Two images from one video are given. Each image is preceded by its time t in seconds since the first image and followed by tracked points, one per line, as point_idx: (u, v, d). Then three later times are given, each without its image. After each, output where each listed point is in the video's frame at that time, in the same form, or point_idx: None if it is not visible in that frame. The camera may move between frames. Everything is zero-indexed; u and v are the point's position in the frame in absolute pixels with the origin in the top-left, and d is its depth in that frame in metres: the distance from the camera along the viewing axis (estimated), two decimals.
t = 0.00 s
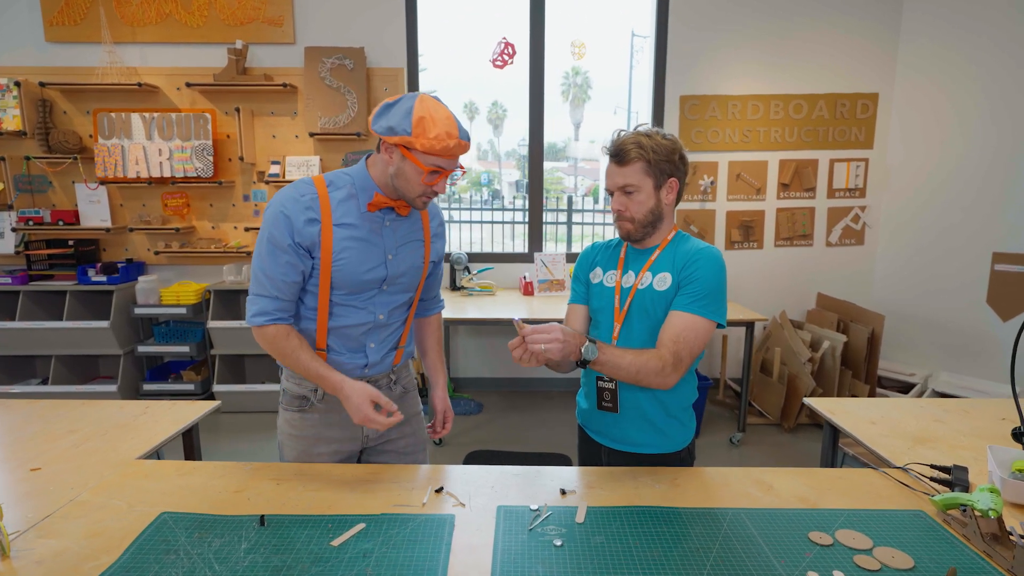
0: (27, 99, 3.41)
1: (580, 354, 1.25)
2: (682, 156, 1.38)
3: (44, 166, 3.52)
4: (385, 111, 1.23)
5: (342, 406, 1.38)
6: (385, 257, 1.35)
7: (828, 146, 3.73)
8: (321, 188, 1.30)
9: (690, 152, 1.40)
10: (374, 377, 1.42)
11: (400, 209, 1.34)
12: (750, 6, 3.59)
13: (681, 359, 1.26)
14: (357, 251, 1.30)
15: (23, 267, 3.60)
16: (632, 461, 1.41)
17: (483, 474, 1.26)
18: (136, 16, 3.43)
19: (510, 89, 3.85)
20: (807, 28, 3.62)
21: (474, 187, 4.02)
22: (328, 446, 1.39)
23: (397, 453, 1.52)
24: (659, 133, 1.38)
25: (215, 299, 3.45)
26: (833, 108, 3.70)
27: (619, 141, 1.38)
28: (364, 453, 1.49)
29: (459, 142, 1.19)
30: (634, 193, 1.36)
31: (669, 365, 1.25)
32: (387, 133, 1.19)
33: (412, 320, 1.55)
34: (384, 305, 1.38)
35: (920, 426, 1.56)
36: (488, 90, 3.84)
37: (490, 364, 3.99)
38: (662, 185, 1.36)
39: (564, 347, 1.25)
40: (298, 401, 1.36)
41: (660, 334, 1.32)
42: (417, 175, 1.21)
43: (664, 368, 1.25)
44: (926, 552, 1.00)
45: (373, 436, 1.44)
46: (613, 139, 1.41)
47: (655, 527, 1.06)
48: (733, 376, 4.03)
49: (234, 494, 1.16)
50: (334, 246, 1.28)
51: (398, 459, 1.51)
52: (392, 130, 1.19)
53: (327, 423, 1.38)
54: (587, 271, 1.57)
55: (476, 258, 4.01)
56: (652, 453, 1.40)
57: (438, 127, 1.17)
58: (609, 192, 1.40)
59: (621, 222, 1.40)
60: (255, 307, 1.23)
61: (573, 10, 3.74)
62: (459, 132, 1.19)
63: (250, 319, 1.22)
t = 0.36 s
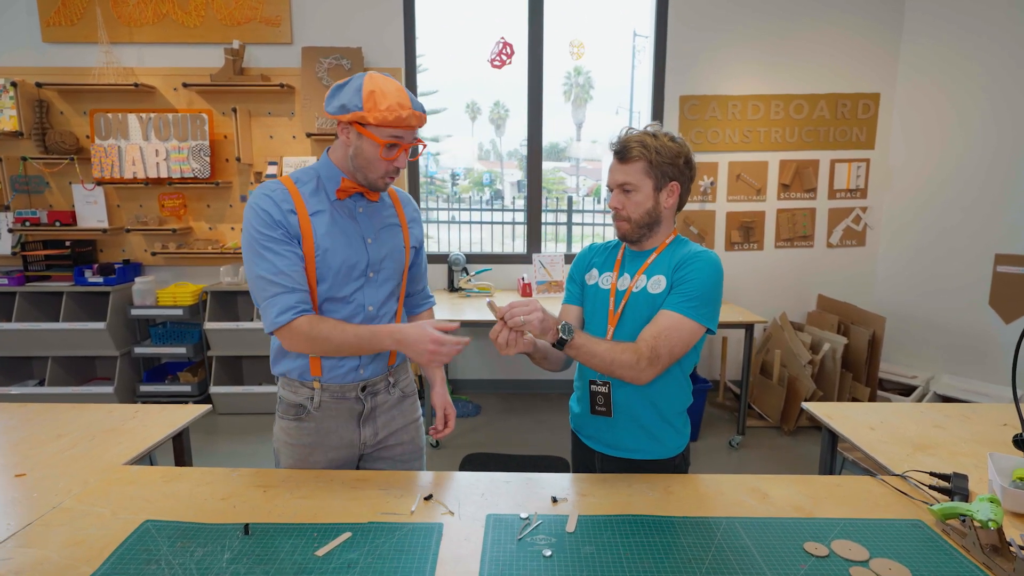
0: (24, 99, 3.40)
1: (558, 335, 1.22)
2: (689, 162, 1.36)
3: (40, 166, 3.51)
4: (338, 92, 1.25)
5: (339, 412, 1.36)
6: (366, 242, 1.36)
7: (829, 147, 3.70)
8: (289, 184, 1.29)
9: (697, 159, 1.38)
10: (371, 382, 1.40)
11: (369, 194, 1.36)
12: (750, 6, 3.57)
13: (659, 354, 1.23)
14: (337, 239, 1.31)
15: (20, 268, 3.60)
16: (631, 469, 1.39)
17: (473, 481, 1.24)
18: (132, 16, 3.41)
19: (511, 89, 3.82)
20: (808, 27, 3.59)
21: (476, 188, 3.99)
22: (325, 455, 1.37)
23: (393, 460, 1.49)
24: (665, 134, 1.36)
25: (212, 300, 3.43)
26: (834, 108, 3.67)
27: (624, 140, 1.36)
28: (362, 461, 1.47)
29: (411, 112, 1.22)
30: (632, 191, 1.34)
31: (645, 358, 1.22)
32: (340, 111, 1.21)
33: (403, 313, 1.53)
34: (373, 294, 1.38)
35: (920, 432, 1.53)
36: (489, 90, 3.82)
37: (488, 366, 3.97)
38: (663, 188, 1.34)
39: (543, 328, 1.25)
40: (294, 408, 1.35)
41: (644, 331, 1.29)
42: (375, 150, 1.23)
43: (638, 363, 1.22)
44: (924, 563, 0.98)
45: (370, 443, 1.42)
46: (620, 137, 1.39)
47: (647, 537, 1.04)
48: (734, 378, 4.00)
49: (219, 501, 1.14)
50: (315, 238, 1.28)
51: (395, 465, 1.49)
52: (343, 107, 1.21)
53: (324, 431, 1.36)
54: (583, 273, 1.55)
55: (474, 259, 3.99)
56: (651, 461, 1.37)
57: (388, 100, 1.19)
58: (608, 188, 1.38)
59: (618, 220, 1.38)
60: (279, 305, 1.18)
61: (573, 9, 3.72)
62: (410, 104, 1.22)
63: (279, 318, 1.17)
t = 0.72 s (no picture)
0: (28, 101, 3.41)
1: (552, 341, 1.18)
2: (692, 164, 1.34)
3: (45, 167, 3.52)
4: (332, 94, 1.24)
5: (338, 417, 1.35)
6: (365, 245, 1.35)
7: (835, 147, 3.67)
8: (286, 187, 1.28)
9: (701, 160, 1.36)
10: (371, 386, 1.38)
11: (366, 197, 1.35)
12: (754, 5, 3.53)
13: (657, 359, 1.21)
14: (338, 242, 1.30)
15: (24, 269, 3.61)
16: (632, 476, 1.37)
17: (469, 488, 1.23)
18: (136, 17, 3.42)
19: (514, 89, 3.80)
20: (813, 27, 3.55)
21: (482, 188, 3.99)
22: (324, 461, 1.35)
23: (392, 464, 1.48)
24: (669, 136, 1.34)
25: (214, 301, 3.43)
26: (839, 108, 3.63)
27: (628, 142, 1.34)
28: (361, 466, 1.45)
29: (407, 114, 1.21)
30: (638, 194, 1.31)
31: (644, 365, 1.19)
32: (336, 114, 1.20)
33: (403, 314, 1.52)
34: (375, 296, 1.37)
35: (926, 439, 1.50)
36: (494, 91, 3.81)
37: (491, 368, 3.95)
38: (669, 191, 1.32)
39: (535, 329, 1.20)
40: (293, 414, 1.33)
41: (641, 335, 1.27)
42: (371, 152, 1.21)
43: (637, 368, 1.18)
44: None
45: (370, 448, 1.41)
46: (623, 139, 1.36)
47: (644, 547, 1.02)
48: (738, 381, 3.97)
49: (213, 507, 1.13)
50: (318, 241, 1.27)
51: (394, 470, 1.47)
52: (338, 110, 1.20)
53: (323, 437, 1.35)
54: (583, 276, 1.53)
55: (477, 260, 3.96)
56: (653, 468, 1.35)
57: (384, 101, 1.18)
58: (613, 191, 1.35)
59: (623, 224, 1.35)
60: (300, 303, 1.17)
61: (575, 9, 3.70)
62: (406, 105, 1.20)
63: (304, 314, 1.16)
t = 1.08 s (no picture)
0: (40, 102, 3.44)
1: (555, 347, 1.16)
2: (702, 163, 1.31)
3: (56, 168, 3.55)
4: (337, 95, 1.22)
5: (342, 420, 1.34)
6: (370, 248, 1.34)
7: (847, 148, 3.61)
8: (292, 189, 1.27)
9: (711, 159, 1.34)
10: (376, 388, 1.37)
11: (372, 198, 1.34)
12: (764, 4, 3.49)
13: (665, 363, 1.18)
14: (342, 245, 1.29)
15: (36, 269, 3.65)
16: (640, 482, 1.34)
17: (473, 492, 1.21)
18: (147, 19, 3.44)
19: (523, 89, 3.79)
20: (826, 25, 3.50)
21: (491, 188, 3.97)
22: (330, 464, 1.34)
23: (398, 467, 1.46)
24: (678, 135, 1.32)
25: (222, 301, 3.45)
26: (852, 108, 3.58)
27: (637, 142, 1.31)
28: (365, 469, 1.44)
29: (413, 114, 1.19)
30: (649, 195, 1.29)
31: (652, 368, 1.16)
32: (341, 115, 1.19)
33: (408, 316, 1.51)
34: (379, 300, 1.36)
35: (940, 445, 1.47)
36: (504, 91, 3.80)
37: (498, 369, 3.94)
38: (680, 191, 1.30)
39: (538, 334, 1.15)
40: (297, 417, 1.32)
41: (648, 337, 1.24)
42: (377, 154, 1.21)
43: (645, 372, 1.15)
44: None
45: (374, 451, 1.40)
46: (631, 139, 1.34)
47: (651, 555, 1.00)
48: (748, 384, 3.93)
49: (215, 510, 1.12)
50: (322, 243, 1.25)
51: (399, 473, 1.46)
52: (343, 111, 1.19)
53: (328, 439, 1.33)
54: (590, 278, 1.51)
55: (485, 261, 3.94)
56: (661, 473, 1.33)
57: (390, 101, 1.17)
58: (623, 192, 1.33)
59: (633, 226, 1.33)
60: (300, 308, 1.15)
61: (585, 9, 3.68)
62: (412, 105, 1.19)
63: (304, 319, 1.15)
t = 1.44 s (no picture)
0: (53, 103, 3.47)
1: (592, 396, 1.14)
2: (715, 164, 1.28)
3: (69, 169, 3.58)
4: (355, 100, 1.22)
5: (346, 423, 1.33)
6: (377, 254, 1.32)
7: (861, 148, 3.56)
8: (302, 190, 1.26)
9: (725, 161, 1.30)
10: (380, 392, 1.36)
11: (384, 204, 1.32)
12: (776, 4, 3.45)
13: (700, 386, 1.17)
14: (348, 250, 1.27)
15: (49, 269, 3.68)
16: (648, 489, 1.32)
17: (481, 498, 1.19)
18: (158, 20, 3.46)
19: (533, 89, 3.77)
20: (840, 23, 3.45)
21: (500, 189, 3.95)
22: (333, 466, 1.33)
23: (403, 471, 1.45)
24: (692, 137, 1.28)
25: (232, 302, 3.46)
26: (867, 107, 3.52)
27: (648, 142, 1.29)
28: (369, 473, 1.43)
29: (430, 126, 1.17)
30: (659, 198, 1.26)
31: (688, 395, 1.15)
32: (357, 122, 1.18)
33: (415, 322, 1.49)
34: (383, 306, 1.35)
35: (961, 452, 1.43)
36: (513, 92, 3.78)
37: (506, 370, 3.92)
38: (691, 193, 1.27)
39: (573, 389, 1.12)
40: (300, 419, 1.31)
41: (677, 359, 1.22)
42: (390, 164, 1.19)
43: (683, 401, 1.15)
44: None
45: (379, 455, 1.38)
46: (643, 139, 1.31)
47: (663, 565, 0.97)
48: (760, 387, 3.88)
49: (220, 514, 1.11)
50: (326, 249, 1.24)
51: (404, 477, 1.44)
52: (360, 118, 1.18)
53: (331, 442, 1.32)
54: (599, 280, 1.48)
55: (494, 262, 3.92)
56: (669, 480, 1.30)
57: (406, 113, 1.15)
58: (633, 194, 1.31)
59: (643, 227, 1.31)
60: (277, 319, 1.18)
61: (594, 8, 3.65)
62: (430, 117, 1.17)
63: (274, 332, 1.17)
